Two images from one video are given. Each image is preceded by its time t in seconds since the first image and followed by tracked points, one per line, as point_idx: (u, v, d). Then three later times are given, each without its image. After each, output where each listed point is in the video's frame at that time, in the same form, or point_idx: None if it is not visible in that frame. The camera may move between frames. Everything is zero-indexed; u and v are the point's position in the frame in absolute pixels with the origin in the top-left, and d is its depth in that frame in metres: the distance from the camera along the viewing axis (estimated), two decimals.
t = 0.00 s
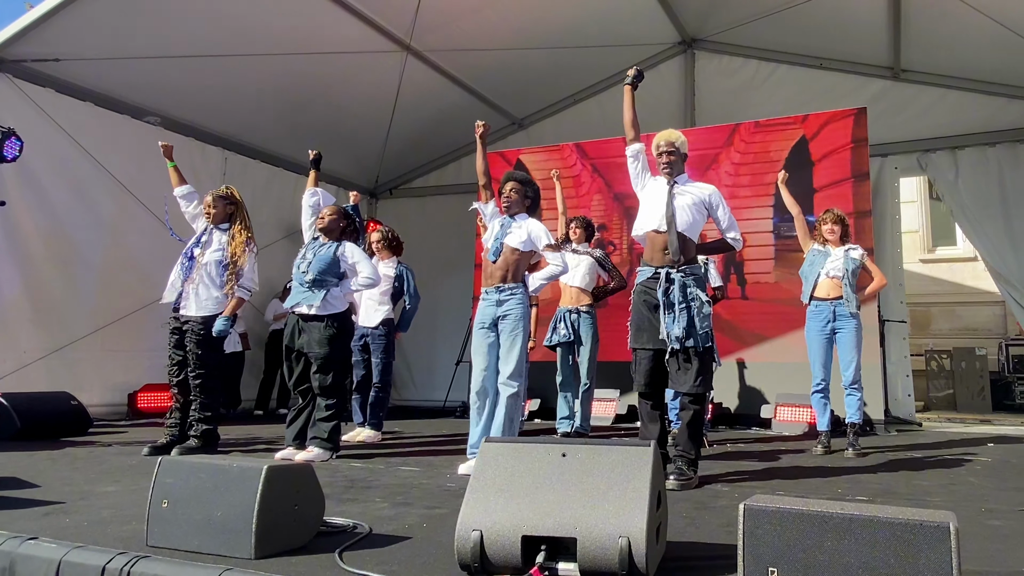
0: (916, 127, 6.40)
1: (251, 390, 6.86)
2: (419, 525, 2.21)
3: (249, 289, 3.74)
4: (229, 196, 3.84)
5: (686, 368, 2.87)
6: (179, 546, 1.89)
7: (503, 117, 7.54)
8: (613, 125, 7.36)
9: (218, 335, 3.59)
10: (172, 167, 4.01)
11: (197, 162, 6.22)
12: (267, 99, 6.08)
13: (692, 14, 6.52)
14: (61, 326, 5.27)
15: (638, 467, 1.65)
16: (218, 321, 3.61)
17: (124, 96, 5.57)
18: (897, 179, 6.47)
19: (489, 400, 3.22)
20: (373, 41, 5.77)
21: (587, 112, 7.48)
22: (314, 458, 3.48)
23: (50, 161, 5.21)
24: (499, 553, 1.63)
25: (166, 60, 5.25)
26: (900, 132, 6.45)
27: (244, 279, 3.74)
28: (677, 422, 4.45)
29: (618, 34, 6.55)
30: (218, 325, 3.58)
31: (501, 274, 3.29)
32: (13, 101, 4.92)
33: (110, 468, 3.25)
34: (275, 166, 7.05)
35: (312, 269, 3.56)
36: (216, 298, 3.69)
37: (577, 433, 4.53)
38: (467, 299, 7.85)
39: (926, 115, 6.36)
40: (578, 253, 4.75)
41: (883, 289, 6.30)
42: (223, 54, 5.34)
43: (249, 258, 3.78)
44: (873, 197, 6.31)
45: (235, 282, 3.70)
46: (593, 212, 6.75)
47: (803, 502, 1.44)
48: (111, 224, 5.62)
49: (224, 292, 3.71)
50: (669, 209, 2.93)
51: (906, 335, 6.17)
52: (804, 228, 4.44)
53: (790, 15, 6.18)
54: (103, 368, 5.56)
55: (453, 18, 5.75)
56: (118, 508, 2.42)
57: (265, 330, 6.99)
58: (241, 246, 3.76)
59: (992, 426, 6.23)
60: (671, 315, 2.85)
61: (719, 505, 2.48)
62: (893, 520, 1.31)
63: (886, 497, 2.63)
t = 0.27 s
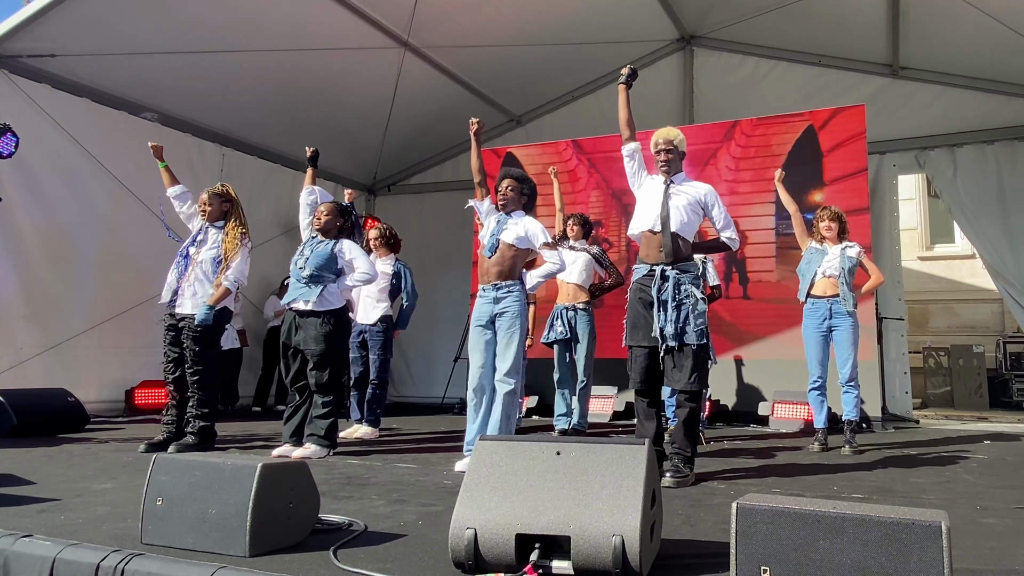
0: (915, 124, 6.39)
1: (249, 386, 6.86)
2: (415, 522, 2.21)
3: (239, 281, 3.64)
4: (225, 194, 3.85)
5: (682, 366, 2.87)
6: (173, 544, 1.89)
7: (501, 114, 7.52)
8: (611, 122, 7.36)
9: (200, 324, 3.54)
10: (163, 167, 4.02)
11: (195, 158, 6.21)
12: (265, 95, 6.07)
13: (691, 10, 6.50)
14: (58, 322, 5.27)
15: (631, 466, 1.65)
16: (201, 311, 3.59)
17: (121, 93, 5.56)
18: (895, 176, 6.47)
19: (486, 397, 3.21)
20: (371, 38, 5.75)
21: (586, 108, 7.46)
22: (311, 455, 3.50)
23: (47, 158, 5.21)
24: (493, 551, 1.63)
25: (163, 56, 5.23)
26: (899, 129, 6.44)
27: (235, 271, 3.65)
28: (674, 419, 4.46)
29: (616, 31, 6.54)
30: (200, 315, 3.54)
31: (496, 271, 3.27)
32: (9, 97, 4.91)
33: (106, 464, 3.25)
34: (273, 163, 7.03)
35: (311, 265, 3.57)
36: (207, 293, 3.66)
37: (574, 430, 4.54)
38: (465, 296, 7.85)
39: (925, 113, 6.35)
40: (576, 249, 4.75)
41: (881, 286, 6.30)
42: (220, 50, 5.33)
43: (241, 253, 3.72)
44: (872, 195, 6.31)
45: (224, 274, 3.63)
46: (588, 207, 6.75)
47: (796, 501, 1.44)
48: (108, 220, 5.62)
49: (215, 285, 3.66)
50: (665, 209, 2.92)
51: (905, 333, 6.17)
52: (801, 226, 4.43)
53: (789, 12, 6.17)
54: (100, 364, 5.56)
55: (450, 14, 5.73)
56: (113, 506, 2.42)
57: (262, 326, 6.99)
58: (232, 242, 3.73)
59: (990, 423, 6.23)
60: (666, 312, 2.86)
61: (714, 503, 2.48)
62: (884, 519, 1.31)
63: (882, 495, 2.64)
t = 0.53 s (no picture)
0: (915, 123, 6.39)
1: (249, 385, 6.87)
2: (416, 521, 2.22)
3: (236, 279, 3.64)
4: (224, 193, 3.86)
5: (683, 364, 2.87)
6: (176, 544, 1.90)
7: (501, 112, 7.52)
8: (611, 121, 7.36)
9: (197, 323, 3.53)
10: (157, 169, 4.01)
11: (194, 157, 6.21)
12: (265, 93, 6.06)
13: (691, 8, 6.50)
14: (58, 321, 5.27)
15: (632, 465, 1.65)
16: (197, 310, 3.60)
17: (120, 91, 5.55)
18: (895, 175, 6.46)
19: (485, 396, 3.21)
20: (371, 36, 5.74)
21: (586, 106, 7.46)
22: (312, 453, 3.50)
23: (47, 156, 5.20)
24: (495, 551, 1.64)
25: (163, 55, 5.23)
26: (899, 128, 6.44)
27: (232, 269, 3.65)
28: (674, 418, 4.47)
29: (616, 29, 6.53)
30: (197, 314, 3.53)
31: (496, 270, 3.28)
32: (8, 95, 4.91)
33: (107, 463, 3.25)
34: (273, 161, 7.03)
35: (311, 263, 3.58)
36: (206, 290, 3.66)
37: (574, 428, 4.54)
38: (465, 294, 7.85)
39: (925, 111, 6.35)
40: (577, 247, 4.74)
41: (881, 284, 6.30)
42: (220, 48, 5.32)
43: (240, 249, 3.74)
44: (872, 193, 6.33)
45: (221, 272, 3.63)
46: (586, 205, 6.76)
47: (798, 501, 1.44)
48: (107, 218, 5.61)
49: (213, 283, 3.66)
50: (664, 209, 2.92)
51: (905, 331, 6.17)
52: (801, 225, 4.43)
53: (789, 10, 6.17)
54: (100, 363, 5.56)
55: (450, 13, 5.73)
56: (115, 505, 2.42)
57: (263, 325, 6.99)
58: (231, 239, 3.73)
59: (990, 421, 6.25)
60: (667, 311, 2.86)
61: (715, 502, 2.49)
62: (885, 519, 1.32)
63: (882, 493, 2.64)
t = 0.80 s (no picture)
0: (916, 120, 6.38)
1: (250, 383, 6.87)
2: (419, 519, 2.22)
3: (240, 275, 3.66)
4: (225, 191, 3.88)
5: (684, 361, 2.88)
6: (179, 542, 1.90)
7: (501, 110, 7.52)
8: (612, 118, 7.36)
9: (206, 322, 3.55)
10: (151, 171, 4.02)
11: (194, 155, 6.21)
12: (265, 92, 6.06)
13: (692, 6, 6.49)
14: (59, 319, 5.28)
15: (635, 463, 1.66)
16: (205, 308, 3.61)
17: (121, 89, 5.55)
18: (896, 172, 6.46)
19: (487, 394, 3.22)
20: (371, 34, 5.74)
21: (586, 104, 7.46)
22: (314, 451, 3.51)
23: (47, 154, 5.21)
24: (499, 548, 1.64)
25: (163, 53, 5.22)
26: (900, 125, 6.44)
27: (236, 265, 3.67)
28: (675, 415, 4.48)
29: (617, 27, 6.53)
30: (205, 312, 3.54)
31: (498, 269, 3.28)
32: (8, 93, 4.91)
33: (110, 461, 3.26)
34: (273, 158, 7.02)
35: (313, 262, 3.57)
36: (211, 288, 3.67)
37: (576, 426, 4.54)
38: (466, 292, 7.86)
39: (926, 109, 6.35)
40: (577, 246, 4.74)
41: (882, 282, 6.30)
42: (220, 46, 5.32)
43: (240, 244, 3.73)
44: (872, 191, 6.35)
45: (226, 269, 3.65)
46: (589, 202, 6.77)
47: (801, 499, 1.45)
48: (108, 217, 5.62)
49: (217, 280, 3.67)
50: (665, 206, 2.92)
51: (905, 329, 6.18)
52: (802, 222, 4.43)
53: (790, 8, 6.17)
54: (101, 361, 5.56)
55: (451, 11, 5.73)
56: (118, 503, 2.43)
57: (264, 323, 7.00)
58: (230, 234, 3.72)
59: (990, 419, 6.25)
60: (669, 308, 2.86)
61: (717, 499, 2.49)
62: (887, 516, 1.32)
63: (884, 490, 2.65)
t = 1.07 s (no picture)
0: (915, 118, 6.38)
1: (251, 382, 6.88)
2: (420, 517, 2.22)
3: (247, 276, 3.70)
4: (226, 191, 3.87)
5: (683, 359, 2.88)
6: (180, 539, 1.91)
7: (501, 108, 7.51)
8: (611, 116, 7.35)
9: (212, 320, 3.58)
10: (147, 171, 4.00)
11: (194, 154, 6.21)
12: (264, 90, 6.06)
13: (691, 4, 6.49)
14: (59, 318, 5.28)
15: (635, 460, 1.66)
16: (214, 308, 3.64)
17: (120, 88, 5.55)
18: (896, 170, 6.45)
19: (486, 391, 3.22)
20: (370, 33, 5.74)
21: (585, 102, 7.45)
22: (314, 450, 3.52)
23: (46, 153, 5.21)
24: (498, 545, 1.64)
25: (162, 51, 5.22)
26: (899, 123, 6.44)
27: (242, 266, 3.70)
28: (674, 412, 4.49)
29: (616, 25, 6.52)
30: (212, 311, 3.57)
31: (497, 267, 3.28)
32: (8, 92, 4.91)
33: (110, 460, 3.26)
34: (272, 157, 7.02)
35: (314, 260, 3.57)
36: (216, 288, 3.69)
37: (576, 425, 4.55)
38: (466, 291, 7.86)
39: (925, 107, 6.34)
40: (577, 245, 4.72)
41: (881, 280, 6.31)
42: (219, 45, 5.32)
43: (244, 244, 3.74)
44: (871, 188, 6.29)
45: (232, 270, 3.68)
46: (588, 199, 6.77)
47: (800, 495, 1.45)
48: (108, 216, 5.62)
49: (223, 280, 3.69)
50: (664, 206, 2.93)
51: (905, 327, 6.18)
52: (802, 220, 4.44)
53: (789, 5, 6.16)
54: (101, 360, 5.57)
55: (450, 9, 5.72)
56: (119, 501, 2.43)
57: (264, 322, 7.00)
58: (234, 234, 3.73)
59: (990, 416, 6.26)
60: (667, 306, 2.86)
61: (716, 496, 2.50)
62: (886, 513, 1.32)
63: (883, 488, 2.65)
